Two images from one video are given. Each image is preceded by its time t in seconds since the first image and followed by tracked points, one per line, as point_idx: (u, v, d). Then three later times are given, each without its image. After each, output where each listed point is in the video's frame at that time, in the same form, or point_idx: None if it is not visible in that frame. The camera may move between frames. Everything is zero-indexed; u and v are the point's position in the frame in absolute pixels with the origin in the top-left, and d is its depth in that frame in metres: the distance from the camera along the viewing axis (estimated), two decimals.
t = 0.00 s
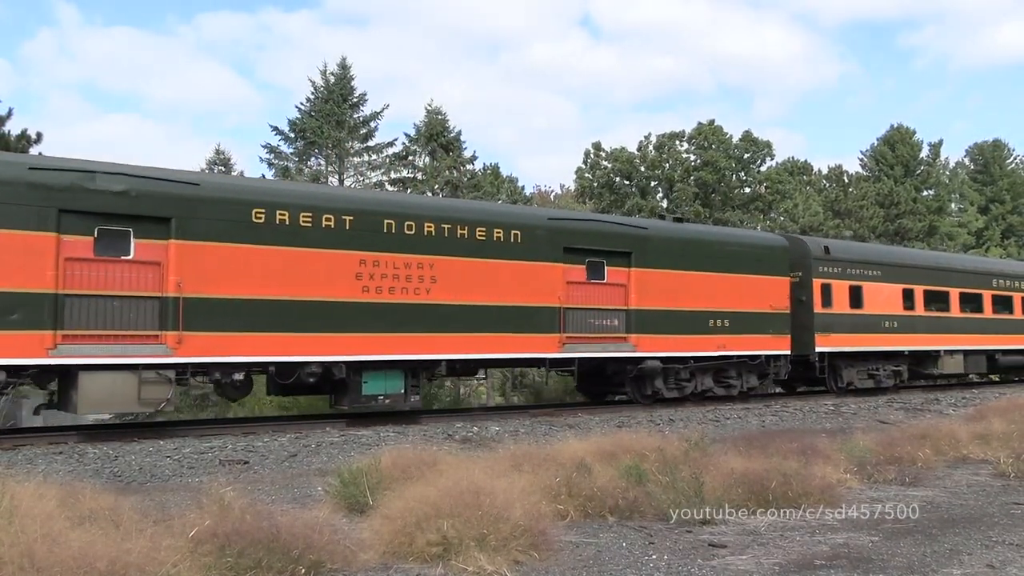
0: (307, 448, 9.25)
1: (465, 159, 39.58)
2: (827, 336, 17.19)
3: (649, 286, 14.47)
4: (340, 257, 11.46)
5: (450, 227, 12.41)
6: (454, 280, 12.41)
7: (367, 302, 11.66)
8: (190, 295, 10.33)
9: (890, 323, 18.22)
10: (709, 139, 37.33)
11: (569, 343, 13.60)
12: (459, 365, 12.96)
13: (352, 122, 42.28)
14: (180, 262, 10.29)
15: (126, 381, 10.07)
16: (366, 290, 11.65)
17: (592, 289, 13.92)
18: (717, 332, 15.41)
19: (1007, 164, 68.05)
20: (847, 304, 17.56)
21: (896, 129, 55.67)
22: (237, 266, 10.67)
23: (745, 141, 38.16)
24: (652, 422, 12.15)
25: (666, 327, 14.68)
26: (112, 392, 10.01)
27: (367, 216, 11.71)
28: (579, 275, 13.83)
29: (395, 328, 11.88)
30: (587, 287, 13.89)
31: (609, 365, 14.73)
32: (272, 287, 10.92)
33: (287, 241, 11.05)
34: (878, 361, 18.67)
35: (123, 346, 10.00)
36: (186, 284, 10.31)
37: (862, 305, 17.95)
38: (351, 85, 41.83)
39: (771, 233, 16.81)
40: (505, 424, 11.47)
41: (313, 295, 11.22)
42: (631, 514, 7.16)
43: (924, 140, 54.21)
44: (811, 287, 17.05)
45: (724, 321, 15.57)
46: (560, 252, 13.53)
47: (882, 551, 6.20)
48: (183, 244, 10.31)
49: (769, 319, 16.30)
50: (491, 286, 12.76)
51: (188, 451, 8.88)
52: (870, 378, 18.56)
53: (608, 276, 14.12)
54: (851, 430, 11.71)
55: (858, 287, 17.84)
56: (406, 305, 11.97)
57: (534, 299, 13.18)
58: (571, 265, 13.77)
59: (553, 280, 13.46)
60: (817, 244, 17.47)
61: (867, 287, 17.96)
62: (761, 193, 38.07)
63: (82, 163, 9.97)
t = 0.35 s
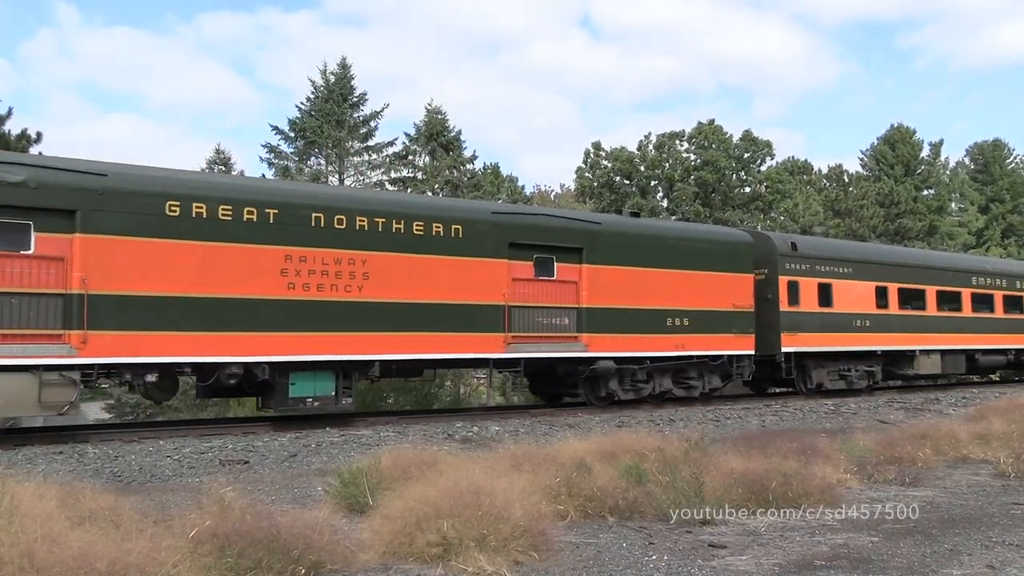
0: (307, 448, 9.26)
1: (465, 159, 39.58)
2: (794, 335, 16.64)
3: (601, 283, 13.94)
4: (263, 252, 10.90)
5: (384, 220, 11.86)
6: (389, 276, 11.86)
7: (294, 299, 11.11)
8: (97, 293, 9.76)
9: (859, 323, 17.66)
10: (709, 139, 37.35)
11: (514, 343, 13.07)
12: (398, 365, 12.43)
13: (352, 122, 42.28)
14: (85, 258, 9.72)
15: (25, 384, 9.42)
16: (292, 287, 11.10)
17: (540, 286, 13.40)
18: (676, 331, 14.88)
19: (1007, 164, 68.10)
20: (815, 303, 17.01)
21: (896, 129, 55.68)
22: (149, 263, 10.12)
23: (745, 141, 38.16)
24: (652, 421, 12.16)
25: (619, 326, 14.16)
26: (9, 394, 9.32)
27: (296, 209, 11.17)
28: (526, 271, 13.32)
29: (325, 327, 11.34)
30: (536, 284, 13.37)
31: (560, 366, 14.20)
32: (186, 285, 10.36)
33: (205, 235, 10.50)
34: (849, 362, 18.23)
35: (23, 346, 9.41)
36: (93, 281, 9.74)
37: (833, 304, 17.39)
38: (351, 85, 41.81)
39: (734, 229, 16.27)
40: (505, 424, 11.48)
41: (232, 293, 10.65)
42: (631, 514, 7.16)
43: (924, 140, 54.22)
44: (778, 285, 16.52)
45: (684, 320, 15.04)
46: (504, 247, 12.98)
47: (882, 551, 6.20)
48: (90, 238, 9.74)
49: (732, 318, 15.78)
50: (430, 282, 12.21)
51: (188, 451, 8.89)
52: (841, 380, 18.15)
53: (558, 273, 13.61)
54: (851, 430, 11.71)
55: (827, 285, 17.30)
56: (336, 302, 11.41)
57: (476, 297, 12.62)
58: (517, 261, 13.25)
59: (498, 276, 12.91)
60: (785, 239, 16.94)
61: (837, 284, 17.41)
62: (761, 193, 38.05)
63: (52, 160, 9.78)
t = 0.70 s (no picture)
0: (306, 448, 9.25)
1: (465, 160, 39.58)
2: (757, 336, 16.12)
3: (546, 282, 13.43)
4: (178, 248, 10.32)
5: (312, 216, 11.31)
6: (317, 273, 11.33)
7: (214, 297, 10.56)
8: None
9: (829, 322, 17.18)
10: (709, 139, 37.36)
11: (454, 343, 12.55)
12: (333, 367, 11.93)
13: (352, 122, 42.27)
14: None
15: None
16: (210, 285, 10.53)
17: (482, 285, 12.88)
18: (630, 332, 14.42)
19: (1007, 165, 68.08)
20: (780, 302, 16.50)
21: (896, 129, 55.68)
22: (54, 259, 9.55)
23: (745, 142, 38.16)
24: (652, 422, 12.16)
25: (566, 326, 13.66)
26: None
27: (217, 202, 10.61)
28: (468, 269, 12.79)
29: (248, 327, 10.79)
30: (478, 283, 12.85)
31: (507, 368, 13.70)
32: (94, 283, 9.77)
33: (113, 230, 9.90)
34: (818, 363, 17.79)
35: None
36: None
37: (800, 302, 16.86)
38: (351, 85, 41.80)
39: (693, 224, 15.69)
40: (505, 424, 11.48)
41: (146, 291, 10.09)
42: (631, 514, 7.16)
43: (924, 140, 54.22)
44: (741, 284, 16.01)
45: (638, 320, 14.53)
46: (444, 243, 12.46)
47: (882, 551, 6.20)
48: None
49: (692, 318, 15.25)
50: (362, 280, 11.70)
51: (188, 451, 8.88)
52: (810, 381, 17.71)
53: (502, 271, 13.11)
54: (851, 430, 11.72)
55: (793, 283, 16.76)
56: (258, 301, 10.85)
57: (411, 296, 12.10)
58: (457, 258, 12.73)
59: (436, 273, 12.40)
60: (748, 236, 16.33)
61: (802, 283, 16.89)
62: (761, 193, 38.02)
63: (29, 156, 9.66)
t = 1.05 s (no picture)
0: (307, 448, 9.25)
1: (465, 160, 39.57)
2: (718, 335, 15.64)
3: (490, 280, 12.93)
4: (88, 242, 9.79)
5: (234, 209, 10.76)
6: (240, 270, 10.78)
7: (122, 296, 9.99)
8: None
9: (796, 321, 16.76)
10: (709, 139, 37.37)
11: (390, 343, 12.04)
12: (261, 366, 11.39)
13: (352, 122, 42.25)
14: None
15: None
16: (121, 281, 9.97)
17: (420, 282, 12.37)
18: (581, 331, 13.92)
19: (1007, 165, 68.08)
20: (745, 300, 16.06)
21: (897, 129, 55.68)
22: None
23: (745, 141, 38.13)
24: (652, 421, 12.15)
25: (513, 326, 13.15)
26: None
27: (143, 197, 10.16)
28: (406, 265, 12.26)
29: (165, 325, 10.28)
30: (416, 281, 12.34)
31: (451, 369, 13.18)
32: None
33: (13, 223, 9.35)
34: (785, 363, 17.34)
35: None
36: None
37: (765, 300, 16.40)
38: (351, 85, 41.79)
39: (651, 220, 15.17)
40: (505, 424, 11.48)
41: (50, 288, 9.55)
42: (631, 514, 7.15)
43: (924, 140, 54.21)
44: (702, 281, 15.52)
45: (591, 318, 14.04)
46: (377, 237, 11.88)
47: (882, 551, 6.19)
48: None
49: (649, 316, 14.79)
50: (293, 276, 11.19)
51: (188, 451, 8.88)
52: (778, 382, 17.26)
53: (443, 268, 12.58)
54: (851, 430, 11.71)
55: (758, 281, 16.31)
56: (176, 299, 10.33)
57: (345, 293, 11.57)
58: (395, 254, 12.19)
59: (371, 268, 11.87)
60: (710, 232, 15.83)
61: (769, 280, 16.45)
62: (761, 193, 37.96)
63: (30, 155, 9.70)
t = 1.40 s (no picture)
0: (307, 448, 9.25)
1: (465, 159, 39.55)
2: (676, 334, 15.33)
3: (430, 276, 12.43)
4: None
5: (146, 201, 10.27)
6: (152, 266, 10.28)
7: (23, 292, 9.49)
8: None
9: (760, 320, 16.54)
10: (709, 139, 37.36)
11: (319, 343, 11.51)
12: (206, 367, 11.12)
13: (352, 122, 42.20)
14: None
15: None
16: (21, 279, 9.47)
17: (353, 279, 11.85)
18: (529, 331, 13.45)
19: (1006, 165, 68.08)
20: (706, 298, 15.85)
21: (896, 129, 55.68)
22: None
23: (745, 141, 38.13)
24: (652, 421, 12.16)
25: (457, 325, 12.69)
26: None
27: (46, 189, 9.65)
28: (337, 261, 11.72)
29: (67, 325, 9.76)
30: (348, 278, 11.81)
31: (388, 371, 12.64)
32: None
33: None
34: (750, 364, 17.13)
35: None
36: None
37: (728, 299, 16.20)
38: (351, 85, 41.77)
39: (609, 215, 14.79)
40: (505, 424, 11.48)
41: None
42: (631, 514, 7.16)
43: (923, 140, 54.21)
44: (660, 279, 15.29)
45: (539, 317, 13.57)
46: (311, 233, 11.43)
47: (882, 551, 6.20)
48: None
49: (602, 315, 14.30)
50: (221, 273, 10.75)
51: (188, 451, 8.88)
52: (742, 383, 17.08)
53: (378, 264, 12.04)
54: (851, 430, 11.72)
55: (721, 278, 16.15)
56: (81, 295, 9.83)
57: (268, 291, 11.07)
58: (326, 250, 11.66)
59: (300, 264, 11.37)
60: (670, 228, 15.64)
61: (732, 277, 16.25)
62: (761, 193, 37.96)
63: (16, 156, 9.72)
